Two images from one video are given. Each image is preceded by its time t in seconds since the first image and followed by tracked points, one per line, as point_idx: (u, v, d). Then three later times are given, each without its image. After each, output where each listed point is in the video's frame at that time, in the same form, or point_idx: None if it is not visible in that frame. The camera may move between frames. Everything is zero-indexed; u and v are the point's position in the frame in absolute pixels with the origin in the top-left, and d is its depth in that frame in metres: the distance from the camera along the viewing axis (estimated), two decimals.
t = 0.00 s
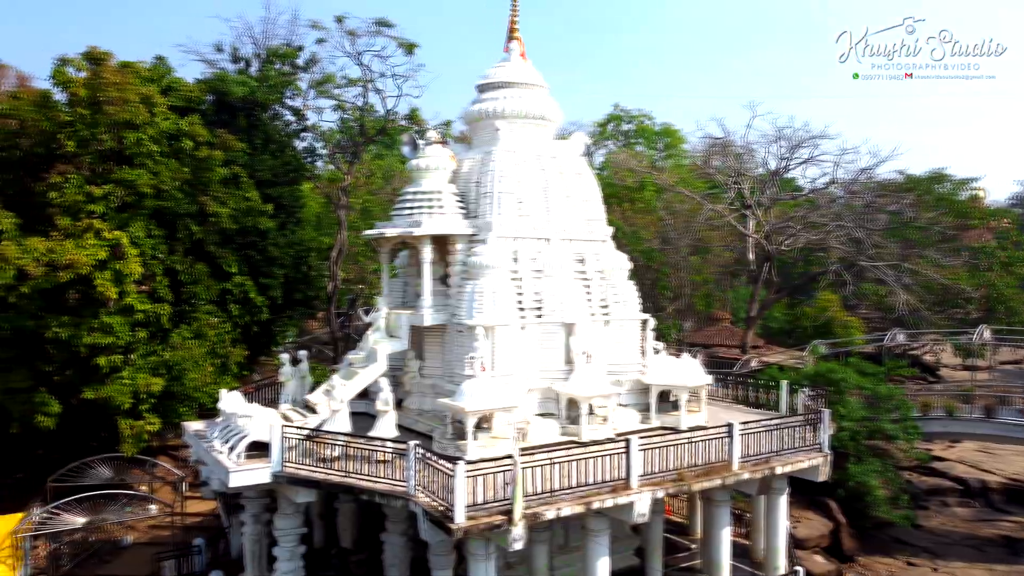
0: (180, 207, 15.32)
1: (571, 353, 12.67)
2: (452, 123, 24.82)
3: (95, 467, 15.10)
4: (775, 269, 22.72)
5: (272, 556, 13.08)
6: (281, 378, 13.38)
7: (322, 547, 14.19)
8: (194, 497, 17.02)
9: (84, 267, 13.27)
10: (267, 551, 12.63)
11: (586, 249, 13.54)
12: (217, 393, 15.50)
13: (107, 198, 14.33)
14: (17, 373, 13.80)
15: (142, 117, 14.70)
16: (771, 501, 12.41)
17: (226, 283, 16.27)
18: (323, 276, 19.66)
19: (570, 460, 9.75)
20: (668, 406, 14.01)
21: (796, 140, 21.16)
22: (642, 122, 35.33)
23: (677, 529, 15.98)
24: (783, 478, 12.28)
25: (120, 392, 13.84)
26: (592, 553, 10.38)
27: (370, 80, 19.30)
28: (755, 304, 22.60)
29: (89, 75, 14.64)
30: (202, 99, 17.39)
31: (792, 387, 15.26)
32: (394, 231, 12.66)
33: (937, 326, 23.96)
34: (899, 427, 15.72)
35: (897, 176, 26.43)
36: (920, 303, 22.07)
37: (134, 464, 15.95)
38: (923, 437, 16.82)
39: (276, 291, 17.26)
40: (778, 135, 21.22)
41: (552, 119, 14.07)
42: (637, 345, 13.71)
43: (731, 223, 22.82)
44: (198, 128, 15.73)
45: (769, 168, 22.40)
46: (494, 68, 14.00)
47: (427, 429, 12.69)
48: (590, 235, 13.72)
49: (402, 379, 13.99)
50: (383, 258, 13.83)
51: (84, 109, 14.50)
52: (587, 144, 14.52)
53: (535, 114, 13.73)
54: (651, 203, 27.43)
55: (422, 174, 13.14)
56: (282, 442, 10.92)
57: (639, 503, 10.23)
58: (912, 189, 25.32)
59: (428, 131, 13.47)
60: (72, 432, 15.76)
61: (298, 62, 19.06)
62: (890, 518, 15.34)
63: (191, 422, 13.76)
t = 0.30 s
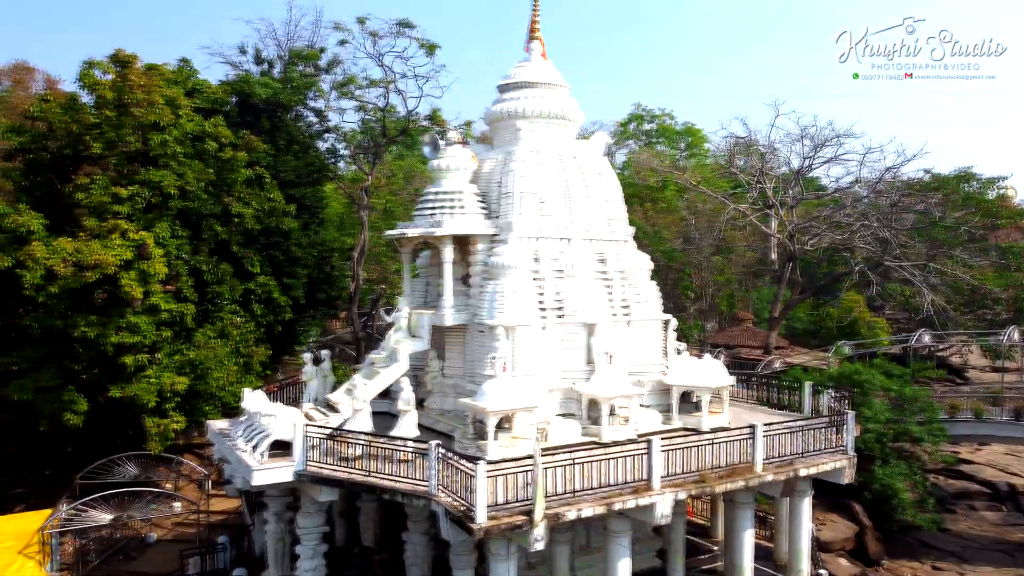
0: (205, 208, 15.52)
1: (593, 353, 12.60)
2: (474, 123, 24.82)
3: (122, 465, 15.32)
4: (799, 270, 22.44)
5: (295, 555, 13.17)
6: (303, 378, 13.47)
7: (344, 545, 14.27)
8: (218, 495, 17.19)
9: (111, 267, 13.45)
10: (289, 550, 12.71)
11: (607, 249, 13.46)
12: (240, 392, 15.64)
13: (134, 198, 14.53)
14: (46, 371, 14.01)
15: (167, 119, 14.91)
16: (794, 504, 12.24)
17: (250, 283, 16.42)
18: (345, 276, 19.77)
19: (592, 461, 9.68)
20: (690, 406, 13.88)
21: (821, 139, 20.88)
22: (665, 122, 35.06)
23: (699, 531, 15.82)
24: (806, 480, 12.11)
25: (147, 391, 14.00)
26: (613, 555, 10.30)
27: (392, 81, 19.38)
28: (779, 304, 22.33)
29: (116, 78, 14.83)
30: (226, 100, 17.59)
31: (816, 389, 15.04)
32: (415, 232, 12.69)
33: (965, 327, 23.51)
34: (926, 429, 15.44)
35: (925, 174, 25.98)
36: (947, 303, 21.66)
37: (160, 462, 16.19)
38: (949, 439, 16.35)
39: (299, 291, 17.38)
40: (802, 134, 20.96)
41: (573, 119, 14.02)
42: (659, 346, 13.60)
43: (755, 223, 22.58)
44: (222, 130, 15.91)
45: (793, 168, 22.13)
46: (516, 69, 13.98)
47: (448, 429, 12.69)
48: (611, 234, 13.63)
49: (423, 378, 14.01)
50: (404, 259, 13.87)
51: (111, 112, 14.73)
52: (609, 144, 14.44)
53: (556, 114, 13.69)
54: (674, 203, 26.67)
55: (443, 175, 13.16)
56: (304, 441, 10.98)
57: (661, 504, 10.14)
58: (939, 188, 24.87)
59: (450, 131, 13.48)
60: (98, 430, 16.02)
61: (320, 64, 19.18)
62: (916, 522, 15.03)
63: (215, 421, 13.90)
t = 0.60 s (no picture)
0: (228, 208, 15.69)
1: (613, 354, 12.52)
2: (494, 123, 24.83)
3: (146, 462, 15.50)
4: (822, 269, 22.15)
5: (316, 553, 13.24)
6: (324, 377, 13.55)
7: (365, 544, 14.33)
8: (239, 493, 17.38)
9: (136, 267, 13.61)
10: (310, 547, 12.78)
11: (628, 249, 13.37)
12: (263, 391, 15.79)
13: (158, 199, 14.72)
14: (72, 370, 14.23)
15: (191, 120, 15.08)
16: (817, 506, 12.06)
17: (272, 283, 16.55)
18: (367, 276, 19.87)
19: (612, 461, 9.62)
20: (712, 407, 13.75)
21: (844, 138, 20.58)
22: (687, 121, 34.79)
23: (720, 533, 15.66)
24: (829, 482, 11.92)
25: (171, 389, 14.16)
26: (634, 556, 10.22)
27: (412, 81, 19.43)
28: (801, 304, 22.06)
29: (141, 80, 15.02)
30: (248, 101, 17.78)
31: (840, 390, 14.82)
32: (436, 232, 12.70)
33: (993, 328, 23.04)
34: (952, 431, 15.16)
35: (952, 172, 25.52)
36: (974, 304, 21.25)
37: (184, 460, 16.37)
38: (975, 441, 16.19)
39: (320, 291, 17.50)
40: (825, 133, 20.68)
41: (594, 118, 13.95)
42: (680, 347, 13.48)
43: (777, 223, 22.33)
44: (245, 131, 16.07)
45: (816, 166, 21.86)
46: (536, 68, 13.93)
47: (467, 428, 12.69)
48: (633, 234, 13.54)
49: (443, 378, 14.02)
50: (425, 258, 13.89)
51: (136, 113, 14.93)
52: (630, 143, 14.35)
53: (577, 113, 13.63)
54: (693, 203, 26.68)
55: (463, 175, 13.17)
56: (326, 440, 11.04)
57: (682, 505, 10.04)
58: (966, 186, 24.42)
59: (470, 131, 13.47)
60: (123, 428, 16.27)
61: (342, 65, 19.31)
62: (942, 526, 14.74)
63: (238, 420, 14.02)
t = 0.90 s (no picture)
0: (250, 209, 15.85)
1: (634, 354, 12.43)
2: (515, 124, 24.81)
3: (170, 460, 15.67)
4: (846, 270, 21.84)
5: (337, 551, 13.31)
6: (346, 376, 13.63)
7: (385, 543, 14.40)
8: (262, 491, 17.56)
9: (161, 267, 13.77)
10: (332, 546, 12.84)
11: (649, 248, 13.27)
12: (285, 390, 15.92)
13: (182, 200, 14.90)
14: (98, 369, 14.43)
15: (214, 122, 15.26)
16: (840, 508, 11.87)
17: (294, 283, 16.70)
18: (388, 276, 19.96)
19: (633, 462, 9.55)
20: (734, 408, 13.61)
21: (869, 136, 20.29)
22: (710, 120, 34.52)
23: (742, 535, 15.50)
24: (853, 484, 11.73)
25: (195, 388, 14.32)
26: (654, 557, 10.14)
27: (433, 82, 19.48)
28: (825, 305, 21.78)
29: (166, 82, 15.21)
30: (271, 103, 17.95)
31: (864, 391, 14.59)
32: (457, 232, 12.72)
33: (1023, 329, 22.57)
34: (979, 434, 14.87)
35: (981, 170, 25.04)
36: (1002, 304, 20.83)
37: (207, 458, 16.56)
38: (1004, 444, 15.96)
39: (342, 291, 17.61)
40: (850, 131, 20.40)
41: (615, 118, 13.88)
42: (702, 347, 13.36)
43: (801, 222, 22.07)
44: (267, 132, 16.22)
45: (840, 165, 21.57)
46: (557, 68, 13.90)
47: (488, 428, 12.68)
48: (654, 234, 13.44)
49: (464, 378, 14.03)
50: (446, 259, 13.91)
51: (161, 115, 15.11)
52: (651, 142, 14.25)
53: (598, 113, 13.58)
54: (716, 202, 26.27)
55: (484, 175, 13.17)
56: (347, 439, 11.08)
57: (704, 507, 9.94)
58: (995, 185, 23.96)
59: (491, 131, 13.46)
60: (148, 427, 16.61)
61: (364, 66, 19.42)
62: (969, 529, 14.45)
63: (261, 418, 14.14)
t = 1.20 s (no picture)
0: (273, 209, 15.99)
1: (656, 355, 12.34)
2: (536, 124, 24.77)
3: (194, 458, 15.84)
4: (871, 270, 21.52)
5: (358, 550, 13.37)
6: (367, 376, 13.71)
7: (406, 542, 14.44)
8: (284, 489, 17.71)
9: (185, 267, 13.96)
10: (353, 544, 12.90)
11: (671, 248, 13.17)
12: (307, 389, 16.04)
13: (206, 201, 15.06)
14: (124, 368, 14.62)
15: (237, 123, 15.42)
16: (864, 511, 11.70)
17: (316, 283, 16.82)
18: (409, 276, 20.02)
19: (654, 463, 9.48)
20: (756, 409, 13.47)
21: (894, 135, 19.99)
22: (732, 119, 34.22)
23: (764, 537, 15.33)
24: (878, 486, 11.55)
25: (218, 387, 14.46)
26: (676, 559, 10.06)
27: (454, 82, 19.51)
28: (850, 305, 21.49)
29: (190, 84, 15.41)
30: (294, 104, 18.11)
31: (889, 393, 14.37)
32: (477, 232, 12.73)
33: None
34: (1007, 437, 14.56)
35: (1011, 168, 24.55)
36: None
37: (230, 456, 16.73)
38: None
39: (363, 291, 17.71)
40: (874, 130, 20.11)
41: (636, 117, 13.80)
42: (724, 348, 13.22)
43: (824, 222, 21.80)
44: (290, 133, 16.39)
45: (864, 164, 21.27)
46: (577, 68, 13.85)
47: (508, 428, 12.67)
48: (676, 234, 13.33)
49: (484, 378, 14.03)
50: (466, 259, 13.92)
51: (186, 117, 15.29)
52: (673, 142, 14.14)
53: (618, 112, 13.51)
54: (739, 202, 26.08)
55: (505, 175, 13.17)
56: (368, 439, 11.12)
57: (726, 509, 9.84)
58: None
59: (512, 131, 13.45)
60: (172, 424, 16.79)
61: (385, 67, 19.50)
62: (997, 534, 14.16)
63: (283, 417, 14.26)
